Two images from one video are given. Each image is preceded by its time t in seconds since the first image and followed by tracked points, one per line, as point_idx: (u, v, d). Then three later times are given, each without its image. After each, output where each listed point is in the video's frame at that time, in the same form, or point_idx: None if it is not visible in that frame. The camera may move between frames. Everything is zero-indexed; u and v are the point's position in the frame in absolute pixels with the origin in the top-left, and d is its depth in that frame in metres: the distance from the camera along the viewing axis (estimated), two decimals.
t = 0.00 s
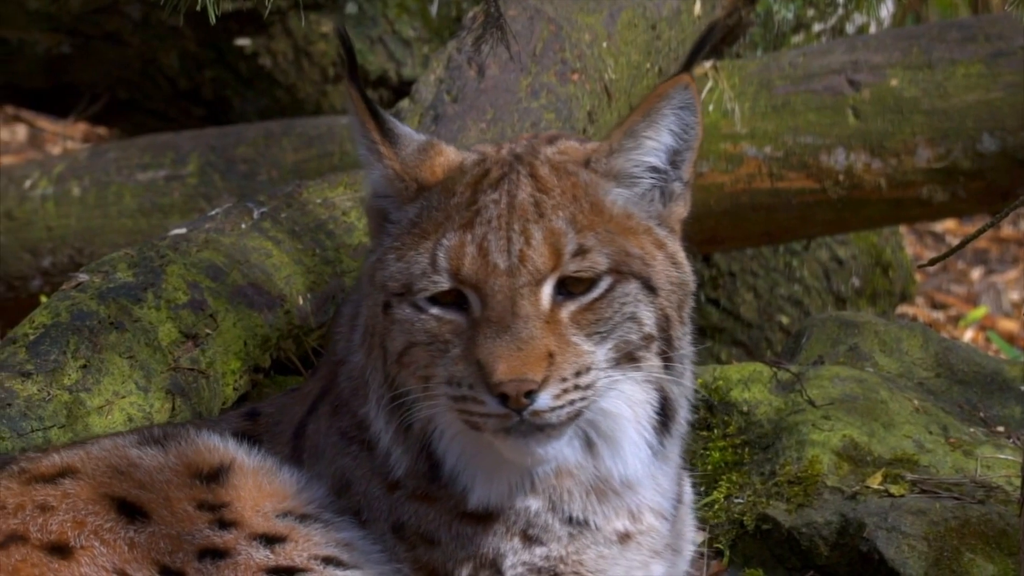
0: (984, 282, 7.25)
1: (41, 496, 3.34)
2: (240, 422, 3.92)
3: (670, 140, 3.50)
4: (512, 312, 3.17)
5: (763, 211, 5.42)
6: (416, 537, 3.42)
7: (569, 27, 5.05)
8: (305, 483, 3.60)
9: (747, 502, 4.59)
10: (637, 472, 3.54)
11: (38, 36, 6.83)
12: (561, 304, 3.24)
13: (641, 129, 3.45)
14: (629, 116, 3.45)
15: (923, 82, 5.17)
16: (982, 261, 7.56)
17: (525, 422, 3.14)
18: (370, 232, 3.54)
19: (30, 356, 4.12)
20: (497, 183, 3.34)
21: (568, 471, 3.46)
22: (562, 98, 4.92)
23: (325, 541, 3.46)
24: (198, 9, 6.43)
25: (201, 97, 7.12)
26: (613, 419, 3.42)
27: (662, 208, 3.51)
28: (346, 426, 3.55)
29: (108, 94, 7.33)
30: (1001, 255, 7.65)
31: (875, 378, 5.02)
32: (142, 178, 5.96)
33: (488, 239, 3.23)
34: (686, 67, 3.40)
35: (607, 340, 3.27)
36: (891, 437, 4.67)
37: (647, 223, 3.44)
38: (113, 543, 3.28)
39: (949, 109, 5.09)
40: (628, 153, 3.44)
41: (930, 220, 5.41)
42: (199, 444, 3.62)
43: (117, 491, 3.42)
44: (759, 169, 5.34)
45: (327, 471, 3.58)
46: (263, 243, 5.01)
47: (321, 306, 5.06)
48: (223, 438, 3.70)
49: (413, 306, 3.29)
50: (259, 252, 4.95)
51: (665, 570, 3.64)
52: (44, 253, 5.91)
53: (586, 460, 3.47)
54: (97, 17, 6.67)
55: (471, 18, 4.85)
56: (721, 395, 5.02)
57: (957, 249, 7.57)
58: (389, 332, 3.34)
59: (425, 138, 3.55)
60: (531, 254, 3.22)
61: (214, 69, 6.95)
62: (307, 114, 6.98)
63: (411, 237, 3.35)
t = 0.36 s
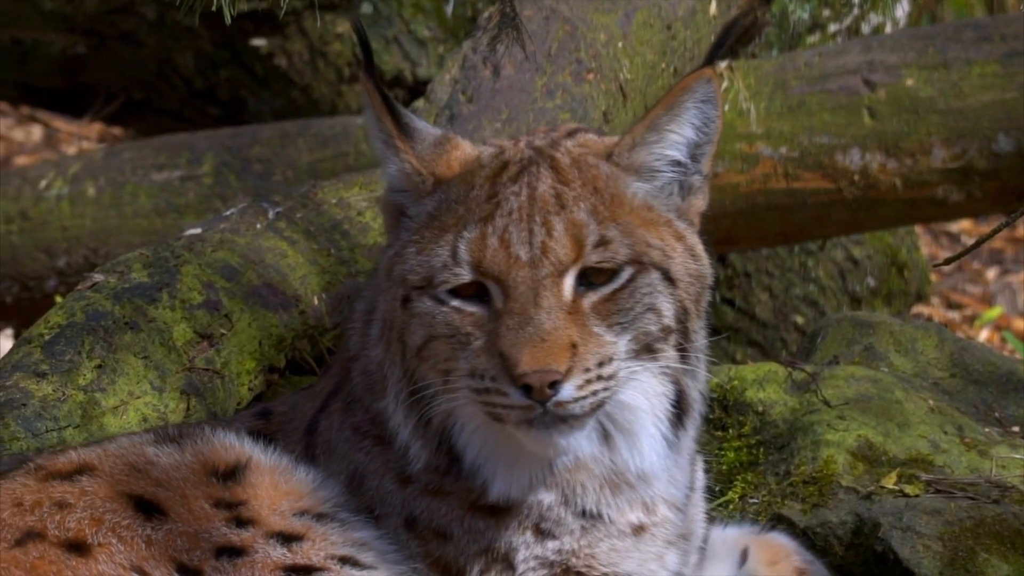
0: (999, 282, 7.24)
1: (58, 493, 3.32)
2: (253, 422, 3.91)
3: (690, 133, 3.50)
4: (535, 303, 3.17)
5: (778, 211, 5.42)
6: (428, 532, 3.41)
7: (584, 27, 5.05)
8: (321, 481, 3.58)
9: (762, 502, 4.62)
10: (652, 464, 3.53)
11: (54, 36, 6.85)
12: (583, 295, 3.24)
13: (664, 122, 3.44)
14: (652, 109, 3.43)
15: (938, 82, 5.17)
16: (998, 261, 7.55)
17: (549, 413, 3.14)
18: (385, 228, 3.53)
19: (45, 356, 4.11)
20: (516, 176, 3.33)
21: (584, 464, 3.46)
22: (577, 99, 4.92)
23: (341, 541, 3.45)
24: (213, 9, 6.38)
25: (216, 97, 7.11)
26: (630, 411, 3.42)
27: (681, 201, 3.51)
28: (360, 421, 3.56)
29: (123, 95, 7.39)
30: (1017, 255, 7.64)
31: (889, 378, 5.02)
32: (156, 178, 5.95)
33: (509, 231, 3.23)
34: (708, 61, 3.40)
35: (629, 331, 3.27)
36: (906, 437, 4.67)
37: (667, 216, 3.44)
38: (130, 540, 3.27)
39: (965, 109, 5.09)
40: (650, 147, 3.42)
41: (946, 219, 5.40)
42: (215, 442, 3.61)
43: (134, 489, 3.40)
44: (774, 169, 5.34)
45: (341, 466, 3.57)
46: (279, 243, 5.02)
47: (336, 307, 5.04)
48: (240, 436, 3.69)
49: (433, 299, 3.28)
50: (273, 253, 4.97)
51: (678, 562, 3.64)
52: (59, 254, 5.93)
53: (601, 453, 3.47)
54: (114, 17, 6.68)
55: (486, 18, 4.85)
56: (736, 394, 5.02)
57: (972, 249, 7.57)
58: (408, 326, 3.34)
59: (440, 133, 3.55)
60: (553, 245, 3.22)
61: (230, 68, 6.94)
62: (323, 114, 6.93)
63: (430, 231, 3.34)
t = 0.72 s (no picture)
0: (1013, 282, 7.24)
1: (76, 491, 3.32)
2: (264, 422, 3.92)
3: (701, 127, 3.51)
4: (547, 299, 3.16)
5: (791, 211, 5.43)
6: (439, 531, 3.43)
7: (598, 26, 5.05)
8: (335, 481, 3.58)
9: (776, 502, 4.59)
10: (662, 458, 3.53)
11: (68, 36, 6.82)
12: (597, 289, 3.23)
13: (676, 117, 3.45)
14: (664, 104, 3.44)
15: (952, 82, 5.16)
16: (1012, 261, 7.54)
17: (564, 408, 3.12)
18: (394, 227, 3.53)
19: (60, 356, 4.11)
20: (528, 172, 3.33)
21: (594, 460, 3.45)
22: (590, 98, 4.92)
23: (358, 541, 3.44)
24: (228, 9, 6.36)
25: (230, 97, 7.12)
26: (641, 407, 3.41)
27: (692, 196, 3.51)
28: (370, 420, 3.58)
29: (136, 95, 7.39)
30: None
31: (903, 378, 5.01)
32: (170, 178, 5.96)
33: (522, 226, 3.22)
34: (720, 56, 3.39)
35: (643, 325, 3.25)
36: (920, 436, 4.67)
37: (678, 212, 3.44)
38: (148, 539, 3.26)
39: (979, 108, 5.08)
40: (662, 142, 3.43)
41: (961, 219, 5.39)
42: (230, 442, 3.61)
43: (151, 488, 3.40)
44: (788, 169, 5.36)
45: (352, 466, 3.58)
46: (292, 243, 5.04)
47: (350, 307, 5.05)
48: (254, 437, 3.68)
49: (446, 296, 3.27)
50: (287, 252, 4.98)
51: (689, 557, 3.64)
52: (72, 254, 5.91)
53: (611, 449, 3.46)
54: (128, 18, 6.65)
55: (500, 18, 4.85)
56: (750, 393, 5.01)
57: (986, 249, 7.56)
58: (419, 324, 3.33)
59: (447, 131, 3.55)
60: (566, 240, 3.22)
61: (244, 68, 6.94)
62: (336, 113, 6.98)
63: (442, 229, 3.33)
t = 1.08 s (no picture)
0: None
1: (92, 491, 3.28)
2: (276, 422, 3.93)
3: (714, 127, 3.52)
4: (561, 296, 3.16)
5: (804, 212, 5.44)
6: (450, 531, 3.44)
7: (611, 28, 5.05)
8: (349, 483, 3.57)
9: (788, 504, 4.59)
10: (672, 459, 3.54)
11: (80, 37, 6.83)
12: (611, 288, 3.23)
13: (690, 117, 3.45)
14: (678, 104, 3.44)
15: (965, 83, 5.16)
16: None
17: (579, 407, 3.11)
18: (406, 227, 3.54)
19: (72, 357, 4.12)
20: (542, 170, 3.33)
21: (604, 460, 3.46)
22: (603, 100, 4.92)
23: (373, 543, 3.40)
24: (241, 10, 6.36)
25: (242, 98, 7.11)
26: (653, 407, 3.41)
27: (704, 196, 3.52)
28: (380, 419, 3.60)
29: (149, 97, 7.36)
30: None
31: (916, 380, 5.01)
32: (183, 180, 5.97)
33: (536, 224, 3.23)
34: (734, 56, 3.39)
35: (657, 324, 3.25)
36: (933, 437, 4.67)
37: (691, 211, 3.44)
38: (163, 540, 3.21)
39: (992, 109, 5.08)
40: (676, 141, 3.44)
41: (973, 220, 5.41)
42: (245, 444, 3.59)
43: (166, 489, 3.37)
44: (801, 171, 5.36)
45: (363, 466, 3.59)
46: (305, 244, 5.04)
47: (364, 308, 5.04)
48: (267, 438, 3.67)
49: (460, 293, 3.27)
50: (300, 253, 4.98)
51: (701, 557, 3.64)
52: (86, 255, 5.93)
53: (622, 449, 3.46)
54: (141, 19, 6.67)
55: (513, 19, 4.86)
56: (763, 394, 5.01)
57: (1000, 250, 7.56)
58: (431, 323, 3.33)
59: (459, 131, 3.54)
60: (581, 238, 3.22)
61: (256, 69, 6.94)
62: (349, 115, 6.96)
63: (456, 227, 3.34)
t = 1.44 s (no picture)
0: None
1: (103, 494, 3.29)
2: (286, 422, 3.94)
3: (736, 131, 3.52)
4: (582, 297, 3.17)
5: (814, 213, 5.44)
6: (460, 532, 3.44)
7: (622, 29, 5.06)
8: (359, 485, 3.56)
9: (800, 504, 4.58)
10: (683, 463, 3.54)
11: (91, 38, 6.84)
12: (632, 288, 3.23)
13: (714, 120, 3.45)
14: (702, 107, 3.44)
15: (976, 84, 5.17)
16: None
17: (600, 407, 3.12)
18: (423, 227, 3.54)
19: (83, 358, 4.12)
20: (562, 171, 3.33)
21: (616, 463, 3.46)
22: (614, 101, 4.93)
23: (383, 546, 3.40)
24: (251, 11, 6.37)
25: (253, 99, 7.11)
26: (666, 410, 3.41)
27: (723, 199, 3.52)
28: (391, 418, 3.59)
29: (161, 97, 7.34)
30: None
31: (927, 381, 5.01)
32: (194, 181, 5.98)
33: (557, 224, 3.22)
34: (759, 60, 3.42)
35: (676, 327, 3.26)
36: (944, 439, 4.67)
37: (713, 215, 3.44)
38: (175, 543, 3.22)
39: (1003, 110, 5.08)
40: (700, 145, 3.43)
41: (984, 221, 5.41)
42: (254, 447, 3.59)
43: (177, 492, 3.37)
44: (811, 171, 5.35)
45: (373, 466, 3.59)
46: (315, 245, 5.04)
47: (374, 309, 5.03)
48: (278, 441, 3.66)
49: (480, 293, 3.27)
50: (311, 254, 4.98)
51: (712, 560, 3.64)
52: (96, 256, 5.93)
53: (634, 452, 3.47)
54: (152, 20, 6.67)
55: (524, 20, 4.86)
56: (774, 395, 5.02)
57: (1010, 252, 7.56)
58: (450, 323, 3.33)
59: (478, 131, 3.54)
60: (602, 239, 3.22)
61: (267, 71, 6.95)
62: (359, 116, 6.95)
63: (476, 227, 3.33)
